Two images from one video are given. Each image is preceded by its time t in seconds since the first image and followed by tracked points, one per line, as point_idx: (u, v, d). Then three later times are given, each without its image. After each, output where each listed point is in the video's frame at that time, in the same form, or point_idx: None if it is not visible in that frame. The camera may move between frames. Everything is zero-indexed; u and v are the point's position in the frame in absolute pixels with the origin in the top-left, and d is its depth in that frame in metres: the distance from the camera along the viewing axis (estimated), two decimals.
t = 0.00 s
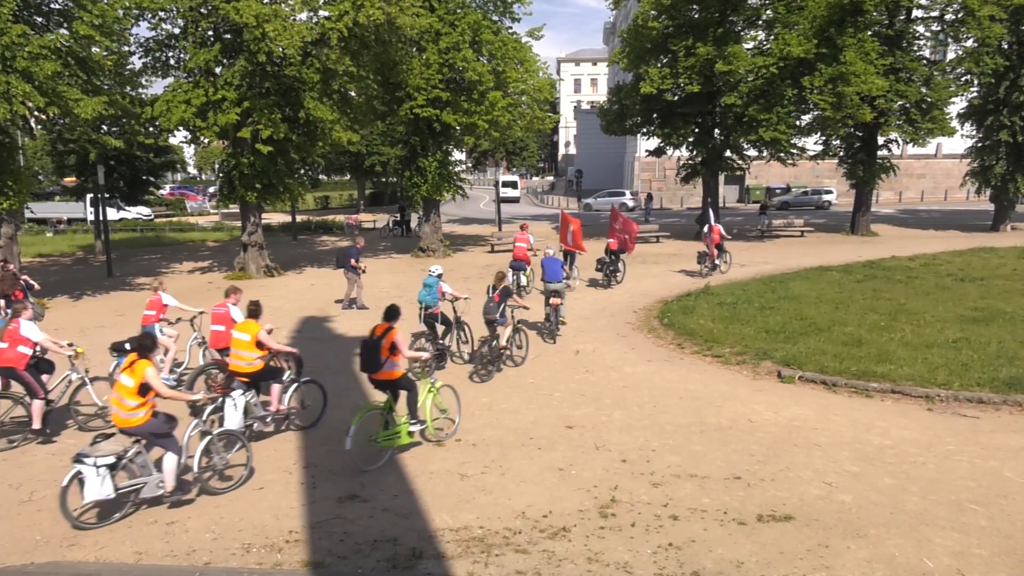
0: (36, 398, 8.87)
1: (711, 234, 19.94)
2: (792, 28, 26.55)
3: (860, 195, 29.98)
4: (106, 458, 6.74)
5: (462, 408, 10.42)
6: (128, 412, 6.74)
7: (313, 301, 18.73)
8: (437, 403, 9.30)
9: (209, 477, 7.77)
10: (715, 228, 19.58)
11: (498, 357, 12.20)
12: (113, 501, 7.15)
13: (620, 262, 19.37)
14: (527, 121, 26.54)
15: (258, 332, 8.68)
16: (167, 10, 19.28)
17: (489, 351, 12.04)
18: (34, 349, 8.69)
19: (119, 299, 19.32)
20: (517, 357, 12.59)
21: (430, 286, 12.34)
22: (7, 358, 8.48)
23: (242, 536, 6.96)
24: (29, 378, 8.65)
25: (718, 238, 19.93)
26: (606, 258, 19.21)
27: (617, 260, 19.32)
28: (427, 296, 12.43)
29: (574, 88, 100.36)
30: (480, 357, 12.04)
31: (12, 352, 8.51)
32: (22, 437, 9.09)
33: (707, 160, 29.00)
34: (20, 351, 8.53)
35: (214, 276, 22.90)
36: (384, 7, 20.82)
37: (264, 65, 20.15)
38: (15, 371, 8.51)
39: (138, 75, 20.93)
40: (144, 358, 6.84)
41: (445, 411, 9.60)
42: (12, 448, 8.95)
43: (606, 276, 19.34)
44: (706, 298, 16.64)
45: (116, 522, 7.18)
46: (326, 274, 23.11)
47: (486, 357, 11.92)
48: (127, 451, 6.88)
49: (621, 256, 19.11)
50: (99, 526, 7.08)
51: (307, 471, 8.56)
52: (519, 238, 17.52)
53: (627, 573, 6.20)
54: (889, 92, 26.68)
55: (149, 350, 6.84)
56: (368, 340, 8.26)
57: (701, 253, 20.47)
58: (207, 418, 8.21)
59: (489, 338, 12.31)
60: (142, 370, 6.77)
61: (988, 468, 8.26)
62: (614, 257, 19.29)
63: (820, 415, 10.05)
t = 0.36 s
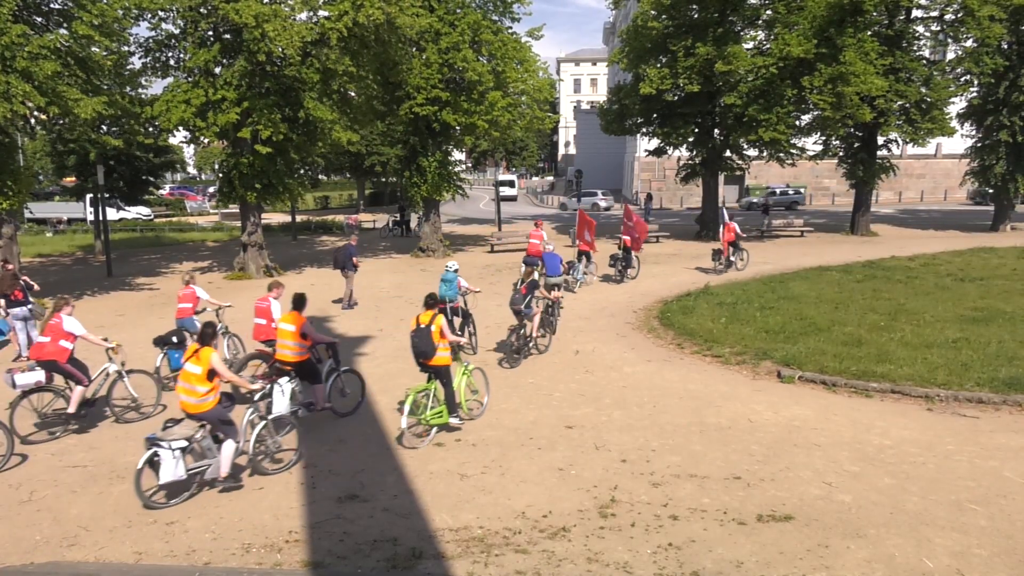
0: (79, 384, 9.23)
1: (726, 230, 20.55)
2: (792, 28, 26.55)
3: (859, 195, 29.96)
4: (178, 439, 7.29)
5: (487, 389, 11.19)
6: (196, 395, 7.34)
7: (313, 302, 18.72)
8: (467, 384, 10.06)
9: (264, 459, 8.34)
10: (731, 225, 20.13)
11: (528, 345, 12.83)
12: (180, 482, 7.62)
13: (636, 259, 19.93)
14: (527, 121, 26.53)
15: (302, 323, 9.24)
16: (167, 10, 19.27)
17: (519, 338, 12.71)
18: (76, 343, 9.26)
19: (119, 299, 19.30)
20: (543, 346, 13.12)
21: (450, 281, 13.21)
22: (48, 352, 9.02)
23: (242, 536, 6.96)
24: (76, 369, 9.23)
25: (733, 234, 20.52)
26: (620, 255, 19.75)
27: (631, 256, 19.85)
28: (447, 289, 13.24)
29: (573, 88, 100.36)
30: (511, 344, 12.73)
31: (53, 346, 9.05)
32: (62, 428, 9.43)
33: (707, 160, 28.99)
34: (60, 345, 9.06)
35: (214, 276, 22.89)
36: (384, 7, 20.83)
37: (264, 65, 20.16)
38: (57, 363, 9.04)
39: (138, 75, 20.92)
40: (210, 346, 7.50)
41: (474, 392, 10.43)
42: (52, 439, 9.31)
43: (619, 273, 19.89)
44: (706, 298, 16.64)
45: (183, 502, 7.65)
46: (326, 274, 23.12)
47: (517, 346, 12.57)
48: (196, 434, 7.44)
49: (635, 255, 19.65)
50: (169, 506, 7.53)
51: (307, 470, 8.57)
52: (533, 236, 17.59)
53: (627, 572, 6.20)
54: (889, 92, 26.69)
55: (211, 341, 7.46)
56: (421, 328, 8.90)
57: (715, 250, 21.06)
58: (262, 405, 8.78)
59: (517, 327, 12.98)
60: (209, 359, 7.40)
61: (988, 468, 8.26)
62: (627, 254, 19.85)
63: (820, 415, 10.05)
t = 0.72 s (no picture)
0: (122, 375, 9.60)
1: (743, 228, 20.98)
2: (792, 28, 26.59)
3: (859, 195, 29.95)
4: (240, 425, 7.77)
5: (511, 374, 11.86)
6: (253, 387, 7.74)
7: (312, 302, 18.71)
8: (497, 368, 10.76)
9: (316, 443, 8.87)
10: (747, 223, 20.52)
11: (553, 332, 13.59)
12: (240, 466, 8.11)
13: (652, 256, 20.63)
14: (526, 121, 26.52)
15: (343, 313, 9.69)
16: (167, 10, 19.26)
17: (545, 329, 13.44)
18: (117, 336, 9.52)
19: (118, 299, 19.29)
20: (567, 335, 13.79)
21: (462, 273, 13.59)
22: (91, 345, 9.28)
23: (242, 536, 6.96)
24: (118, 359, 9.50)
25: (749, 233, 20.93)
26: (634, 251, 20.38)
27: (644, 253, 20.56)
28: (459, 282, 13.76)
29: (573, 88, 100.30)
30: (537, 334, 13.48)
31: (96, 339, 9.31)
32: (103, 419, 9.84)
33: (707, 160, 28.98)
34: (104, 338, 9.33)
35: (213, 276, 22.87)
36: (384, 7, 20.85)
37: (264, 65, 20.16)
38: (100, 356, 9.32)
39: (138, 75, 20.91)
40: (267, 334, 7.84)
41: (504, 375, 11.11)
42: (95, 429, 9.71)
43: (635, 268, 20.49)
44: (706, 298, 16.63)
45: (242, 484, 8.13)
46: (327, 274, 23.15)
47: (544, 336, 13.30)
48: (256, 419, 7.94)
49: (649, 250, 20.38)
50: (230, 487, 8.02)
51: (306, 470, 8.58)
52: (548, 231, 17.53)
53: (627, 573, 6.19)
54: (888, 92, 26.69)
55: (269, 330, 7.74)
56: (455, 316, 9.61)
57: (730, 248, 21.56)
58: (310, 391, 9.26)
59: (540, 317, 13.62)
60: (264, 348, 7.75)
61: (987, 467, 8.26)
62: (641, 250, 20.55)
63: (820, 415, 10.04)
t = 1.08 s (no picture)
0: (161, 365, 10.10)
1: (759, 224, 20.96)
2: (791, 28, 26.60)
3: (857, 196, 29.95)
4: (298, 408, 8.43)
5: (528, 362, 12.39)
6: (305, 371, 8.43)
7: (310, 302, 18.69)
8: (518, 352, 11.52)
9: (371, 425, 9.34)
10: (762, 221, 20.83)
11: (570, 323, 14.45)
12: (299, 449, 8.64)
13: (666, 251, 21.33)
14: (525, 121, 26.52)
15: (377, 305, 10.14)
16: (165, 11, 19.25)
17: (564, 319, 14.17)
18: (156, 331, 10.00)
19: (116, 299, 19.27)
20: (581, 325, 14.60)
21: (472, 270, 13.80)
22: (133, 337, 9.77)
23: (240, 536, 6.96)
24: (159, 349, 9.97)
25: (766, 231, 21.02)
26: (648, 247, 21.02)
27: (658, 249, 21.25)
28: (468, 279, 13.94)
29: (572, 89, 100.24)
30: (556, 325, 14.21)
31: (137, 332, 9.78)
32: (143, 410, 10.22)
33: (705, 160, 28.95)
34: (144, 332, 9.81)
35: (211, 276, 22.81)
36: (383, 7, 20.85)
37: (262, 65, 20.12)
38: (141, 349, 9.81)
39: (136, 75, 20.88)
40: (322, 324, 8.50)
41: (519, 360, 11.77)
42: (136, 421, 10.11)
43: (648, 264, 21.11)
44: (704, 298, 16.62)
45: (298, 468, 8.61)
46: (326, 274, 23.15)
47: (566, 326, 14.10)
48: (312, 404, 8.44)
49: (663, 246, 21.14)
50: (287, 470, 8.51)
51: (305, 470, 8.58)
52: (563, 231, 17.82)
53: (625, 573, 6.20)
54: (887, 92, 26.69)
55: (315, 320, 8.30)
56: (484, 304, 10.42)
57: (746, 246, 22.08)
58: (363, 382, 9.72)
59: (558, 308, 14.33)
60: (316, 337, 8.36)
61: (986, 467, 8.27)
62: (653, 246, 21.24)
63: (818, 415, 10.05)
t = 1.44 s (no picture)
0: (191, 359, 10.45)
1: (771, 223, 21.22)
2: (784, 29, 26.68)
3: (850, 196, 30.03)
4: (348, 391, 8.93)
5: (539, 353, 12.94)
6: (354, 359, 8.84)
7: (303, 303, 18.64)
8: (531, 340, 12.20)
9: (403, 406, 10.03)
10: (774, 220, 21.10)
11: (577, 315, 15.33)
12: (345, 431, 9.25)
13: (676, 248, 22.06)
14: (519, 121, 26.51)
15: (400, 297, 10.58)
16: (158, 11, 19.18)
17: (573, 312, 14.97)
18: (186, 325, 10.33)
19: (108, 300, 19.16)
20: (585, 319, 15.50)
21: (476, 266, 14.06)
22: (164, 332, 10.10)
23: (234, 537, 6.94)
24: (189, 343, 10.31)
25: (778, 230, 21.35)
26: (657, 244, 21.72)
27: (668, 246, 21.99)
28: (471, 273, 14.21)
29: (566, 89, 100.25)
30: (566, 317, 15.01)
31: (168, 327, 10.08)
32: (173, 402, 10.62)
33: (699, 160, 28.93)
34: (176, 327, 10.15)
35: (205, 277, 22.71)
36: (376, 7, 20.84)
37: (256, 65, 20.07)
38: (173, 343, 10.15)
39: (128, 75, 20.79)
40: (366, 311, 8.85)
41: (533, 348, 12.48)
42: (167, 412, 10.49)
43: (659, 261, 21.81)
44: (698, 298, 16.64)
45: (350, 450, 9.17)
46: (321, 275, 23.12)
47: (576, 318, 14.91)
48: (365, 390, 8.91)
49: (673, 244, 21.92)
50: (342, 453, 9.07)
51: (299, 471, 8.57)
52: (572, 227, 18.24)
53: (620, 573, 6.19)
54: (880, 92, 26.77)
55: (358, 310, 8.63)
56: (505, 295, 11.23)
57: (759, 245, 22.55)
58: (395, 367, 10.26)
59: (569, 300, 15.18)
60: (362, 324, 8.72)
61: (978, 466, 8.30)
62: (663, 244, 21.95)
63: (811, 414, 10.07)
